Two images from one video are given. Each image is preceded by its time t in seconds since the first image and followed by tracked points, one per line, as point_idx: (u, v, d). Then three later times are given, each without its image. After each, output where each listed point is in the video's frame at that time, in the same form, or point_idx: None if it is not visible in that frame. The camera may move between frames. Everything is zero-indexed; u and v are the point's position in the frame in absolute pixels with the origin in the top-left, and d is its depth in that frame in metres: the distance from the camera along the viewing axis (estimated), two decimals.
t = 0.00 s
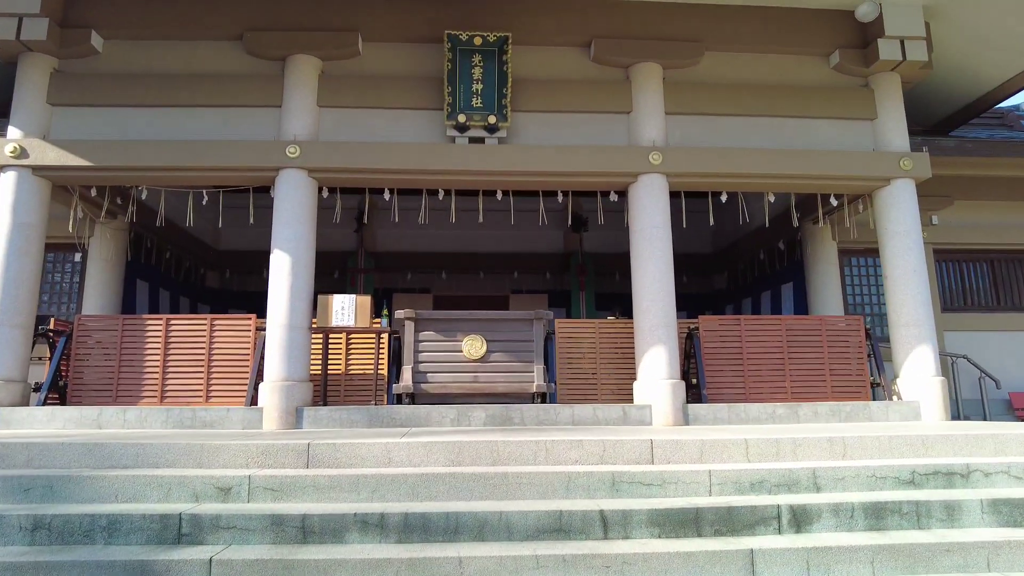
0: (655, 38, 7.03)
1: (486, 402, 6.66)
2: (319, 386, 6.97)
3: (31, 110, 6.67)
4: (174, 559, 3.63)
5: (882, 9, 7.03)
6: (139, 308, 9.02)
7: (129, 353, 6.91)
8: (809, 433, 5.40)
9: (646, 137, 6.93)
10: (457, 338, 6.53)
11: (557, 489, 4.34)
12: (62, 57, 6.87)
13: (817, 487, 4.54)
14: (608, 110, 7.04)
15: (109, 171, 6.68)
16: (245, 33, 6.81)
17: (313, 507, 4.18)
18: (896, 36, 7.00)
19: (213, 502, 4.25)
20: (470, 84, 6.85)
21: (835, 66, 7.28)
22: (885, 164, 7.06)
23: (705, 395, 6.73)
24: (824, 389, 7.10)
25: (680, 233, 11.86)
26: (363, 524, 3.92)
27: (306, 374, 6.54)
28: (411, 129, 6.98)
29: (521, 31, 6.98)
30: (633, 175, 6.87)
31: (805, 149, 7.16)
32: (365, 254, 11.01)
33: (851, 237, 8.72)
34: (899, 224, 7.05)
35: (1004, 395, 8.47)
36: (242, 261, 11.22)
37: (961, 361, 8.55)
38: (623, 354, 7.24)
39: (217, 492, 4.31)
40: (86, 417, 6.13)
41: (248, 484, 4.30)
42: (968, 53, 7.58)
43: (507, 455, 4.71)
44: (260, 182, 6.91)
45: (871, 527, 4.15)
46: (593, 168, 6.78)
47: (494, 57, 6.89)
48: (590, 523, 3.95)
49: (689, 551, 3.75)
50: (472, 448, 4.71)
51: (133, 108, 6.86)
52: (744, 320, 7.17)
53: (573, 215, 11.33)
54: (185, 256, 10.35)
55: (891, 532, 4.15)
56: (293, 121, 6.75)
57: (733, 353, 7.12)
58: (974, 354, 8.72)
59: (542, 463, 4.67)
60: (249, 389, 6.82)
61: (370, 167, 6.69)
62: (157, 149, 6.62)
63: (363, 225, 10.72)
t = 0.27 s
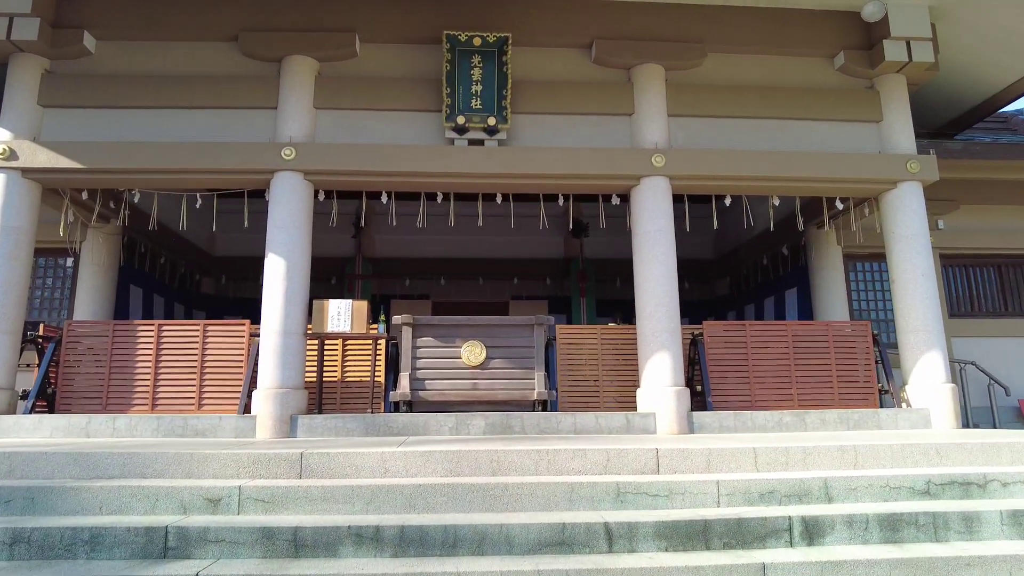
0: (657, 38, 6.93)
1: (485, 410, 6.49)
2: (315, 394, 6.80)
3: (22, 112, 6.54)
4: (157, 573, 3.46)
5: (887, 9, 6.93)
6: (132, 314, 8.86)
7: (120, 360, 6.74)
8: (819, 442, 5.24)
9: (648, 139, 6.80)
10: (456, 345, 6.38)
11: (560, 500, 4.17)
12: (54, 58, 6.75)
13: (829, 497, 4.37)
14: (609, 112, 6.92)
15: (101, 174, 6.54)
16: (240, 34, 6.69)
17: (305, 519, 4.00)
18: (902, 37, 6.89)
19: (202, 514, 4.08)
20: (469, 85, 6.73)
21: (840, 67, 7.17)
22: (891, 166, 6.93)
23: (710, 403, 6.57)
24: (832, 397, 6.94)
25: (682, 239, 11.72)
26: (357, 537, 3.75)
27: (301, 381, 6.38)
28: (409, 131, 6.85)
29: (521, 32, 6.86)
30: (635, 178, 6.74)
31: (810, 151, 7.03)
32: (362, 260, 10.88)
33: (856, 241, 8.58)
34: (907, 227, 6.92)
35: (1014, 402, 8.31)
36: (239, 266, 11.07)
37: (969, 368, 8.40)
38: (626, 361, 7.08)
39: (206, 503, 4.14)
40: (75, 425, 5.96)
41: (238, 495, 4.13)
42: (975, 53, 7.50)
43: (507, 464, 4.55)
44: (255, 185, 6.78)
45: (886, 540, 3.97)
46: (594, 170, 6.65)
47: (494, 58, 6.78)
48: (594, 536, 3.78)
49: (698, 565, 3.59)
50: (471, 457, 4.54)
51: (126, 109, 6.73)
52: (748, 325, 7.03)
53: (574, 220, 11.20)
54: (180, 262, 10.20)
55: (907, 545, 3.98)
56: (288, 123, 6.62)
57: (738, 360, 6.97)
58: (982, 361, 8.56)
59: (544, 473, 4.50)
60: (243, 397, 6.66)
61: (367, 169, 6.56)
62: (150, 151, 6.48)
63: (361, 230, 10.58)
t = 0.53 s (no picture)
0: (656, 48, 6.85)
1: (483, 425, 6.34)
2: (308, 409, 6.65)
3: (12, 121, 6.44)
4: None
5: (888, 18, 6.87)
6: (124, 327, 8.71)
7: (110, 374, 6.59)
8: (826, 458, 5.08)
9: (648, 149, 6.71)
10: (453, 359, 6.24)
11: (559, 521, 4.01)
12: (46, 68, 6.66)
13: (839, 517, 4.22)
14: (609, 122, 6.83)
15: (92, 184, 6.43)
16: (234, 43, 6.61)
17: (295, 541, 3.84)
18: (904, 46, 6.82)
19: (187, 536, 3.92)
20: (466, 95, 6.64)
21: (841, 76, 7.09)
22: (895, 176, 6.83)
23: (713, 418, 6.42)
24: (837, 411, 6.79)
25: (682, 250, 11.61)
26: (348, 561, 3.58)
27: (294, 396, 6.22)
28: (406, 141, 6.75)
29: (519, 41, 6.79)
30: (635, 189, 6.63)
31: (812, 161, 6.94)
32: (359, 272, 10.76)
33: (859, 253, 8.48)
34: (912, 238, 6.81)
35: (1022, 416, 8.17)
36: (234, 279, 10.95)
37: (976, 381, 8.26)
38: (626, 375, 6.94)
39: (191, 524, 3.97)
40: (61, 441, 5.80)
41: (225, 515, 3.97)
42: (977, 62, 7.45)
43: (505, 483, 4.39)
44: (249, 196, 6.66)
45: (900, 562, 3.80)
46: (594, 180, 6.55)
47: (492, 67, 6.70)
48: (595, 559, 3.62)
49: None
50: (467, 475, 4.39)
51: (118, 119, 6.63)
52: (752, 338, 6.89)
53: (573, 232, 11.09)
54: (174, 274, 10.07)
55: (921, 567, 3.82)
56: (283, 132, 6.52)
57: (741, 373, 6.83)
58: (989, 374, 8.43)
59: (543, 492, 4.35)
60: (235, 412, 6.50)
61: (362, 180, 6.45)
62: (142, 161, 6.38)
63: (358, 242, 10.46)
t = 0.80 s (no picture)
0: (654, 61, 6.85)
1: (481, 442, 6.25)
2: (304, 425, 6.56)
3: (8, 135, 6.41)
4: None
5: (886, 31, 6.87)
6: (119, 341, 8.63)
7: (103, 389, 6.51)
8: (828, 474, 5.00)
9: (647, 162, 6.69)
10: (450, 374, 6.16)
11: (558, 541, 3.92)
12: (42, 81, 6.65)
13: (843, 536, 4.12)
14: (607, 135, 6.81)
15: (87, 198, 6.39)
16: (232, 57, 6.60)
17: (287, 562, 3.75)
18: (903, 60, 6.82)
19: (176, 557, 3.83)
20: (464, 109, 6.63)
21: (840, 90, 7.08)
22: (895, 189, 6.80)
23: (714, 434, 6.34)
24: (839, 426, 6.71)
25: (682, 264, 11.57)
26: None
27: (289, 412, 6.14)
28: (403, 155, 6.72)
29: (517, 55, 6.79)
30: (634, 202, 6.60)
31: (810, 175, 6.91)
32: (357, 285, 10.71)
33: (859, 267, 8.43)
34: (913, 252, 6.75)
35: None
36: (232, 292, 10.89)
37: (980, 396, 8.17)
38: (626, 390, 6.86)
39: (181, 545, 3.88)
40: (52, 458, 5.71)
41: (216, 536, 3.88)
42: (975, 74, 7.45)
43: (502, 501, 4.30)
44: (245, 210, 6.62)
45: None
46: (592, 194, 6.51)
47: (490, 81, 6.69)
48: None
49: None
50: (464, 494, 4.30)
51: (114, 133, 6.61)
52: (752, 353, 6.82)
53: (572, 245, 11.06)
54: (171, 288, 10.01)
55: None
56: (280, 146, 6.50)
57: (742, 388, 6.75)
58: (992, 389, 8.35)
59: (542, 511, 4.26)
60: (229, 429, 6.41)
61: (360, 193, 6.41)
62: (138, 175, 6.34)
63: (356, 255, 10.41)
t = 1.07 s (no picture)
0: (652, 88, 6.92)
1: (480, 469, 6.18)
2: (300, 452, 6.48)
3: (9, 160, 6.44)
4: None
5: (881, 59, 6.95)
6: (115, 366, 8.57)
7: (98, 415, 6.44)
8: (831, 501, 4.93)
9: (645, 188, 6.71)
10: (449, 400, 6.11)
11: (558, 573, 3.84)
12: (45, 108, 6.70)
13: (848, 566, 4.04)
14: (606, 161, 6.85)
15: (87, 223, 6.39)
16: (233, 84, 6.66)
17: None
18: (898, 87, 6.89)
19: None
20: (464, 135, 6.67)
21: (837, 116, 7.14)
22: (893, 214, 6.82)
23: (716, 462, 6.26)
24: (842, 453, 6.63)
25: (681, 288, 11.57)
26: None
27: (286, 439, 6.07)
28: (403, 181, 6.74)
29: (516, 82, 6.85)
30: (633, 228, 6.61)
31: (808, 200, 6.94)
32: (356, 310, 10.69)
33: (859, 291, 8.42)
34: (913, 277, 6.74)
35: None
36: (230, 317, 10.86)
37: (984, 421, 8.10)
38: (626, 416, 6.80)
39: None
40: (45, 486, 5.62)
41: (209, 567, 3.80)
42: (969, 101, 7.53)
43: (501, 531, 4.23)
44: (244, 235, 6.62)
45: None
46: (592, 219, 6.53)
47: (489, 108, 6.75)
48: None
49: None
50: (462, 524, 4.22)
51: (116, 158, 6.64)
52: (753, 379, 6.78)
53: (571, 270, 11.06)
54: (170, 312, 9.98)
55: None
56: (280, 172, 6.52)
57: (743, 414, 6.69)
58: (996, 414, 8.28)
59: (541, 541, 4.18)
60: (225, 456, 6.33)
61: (359, 219, 6.42)
62: (138, 200, 6.36)
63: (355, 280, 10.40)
